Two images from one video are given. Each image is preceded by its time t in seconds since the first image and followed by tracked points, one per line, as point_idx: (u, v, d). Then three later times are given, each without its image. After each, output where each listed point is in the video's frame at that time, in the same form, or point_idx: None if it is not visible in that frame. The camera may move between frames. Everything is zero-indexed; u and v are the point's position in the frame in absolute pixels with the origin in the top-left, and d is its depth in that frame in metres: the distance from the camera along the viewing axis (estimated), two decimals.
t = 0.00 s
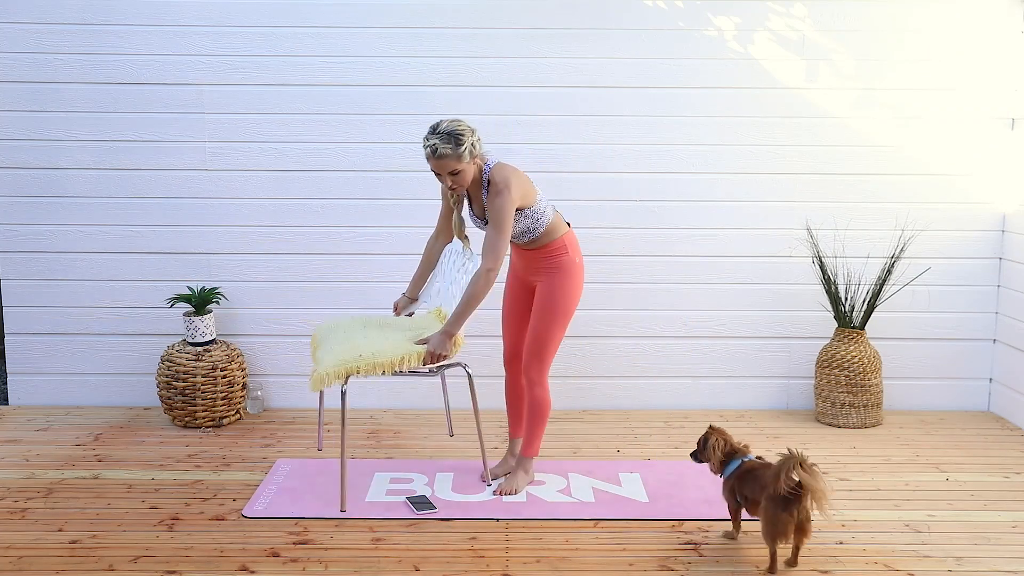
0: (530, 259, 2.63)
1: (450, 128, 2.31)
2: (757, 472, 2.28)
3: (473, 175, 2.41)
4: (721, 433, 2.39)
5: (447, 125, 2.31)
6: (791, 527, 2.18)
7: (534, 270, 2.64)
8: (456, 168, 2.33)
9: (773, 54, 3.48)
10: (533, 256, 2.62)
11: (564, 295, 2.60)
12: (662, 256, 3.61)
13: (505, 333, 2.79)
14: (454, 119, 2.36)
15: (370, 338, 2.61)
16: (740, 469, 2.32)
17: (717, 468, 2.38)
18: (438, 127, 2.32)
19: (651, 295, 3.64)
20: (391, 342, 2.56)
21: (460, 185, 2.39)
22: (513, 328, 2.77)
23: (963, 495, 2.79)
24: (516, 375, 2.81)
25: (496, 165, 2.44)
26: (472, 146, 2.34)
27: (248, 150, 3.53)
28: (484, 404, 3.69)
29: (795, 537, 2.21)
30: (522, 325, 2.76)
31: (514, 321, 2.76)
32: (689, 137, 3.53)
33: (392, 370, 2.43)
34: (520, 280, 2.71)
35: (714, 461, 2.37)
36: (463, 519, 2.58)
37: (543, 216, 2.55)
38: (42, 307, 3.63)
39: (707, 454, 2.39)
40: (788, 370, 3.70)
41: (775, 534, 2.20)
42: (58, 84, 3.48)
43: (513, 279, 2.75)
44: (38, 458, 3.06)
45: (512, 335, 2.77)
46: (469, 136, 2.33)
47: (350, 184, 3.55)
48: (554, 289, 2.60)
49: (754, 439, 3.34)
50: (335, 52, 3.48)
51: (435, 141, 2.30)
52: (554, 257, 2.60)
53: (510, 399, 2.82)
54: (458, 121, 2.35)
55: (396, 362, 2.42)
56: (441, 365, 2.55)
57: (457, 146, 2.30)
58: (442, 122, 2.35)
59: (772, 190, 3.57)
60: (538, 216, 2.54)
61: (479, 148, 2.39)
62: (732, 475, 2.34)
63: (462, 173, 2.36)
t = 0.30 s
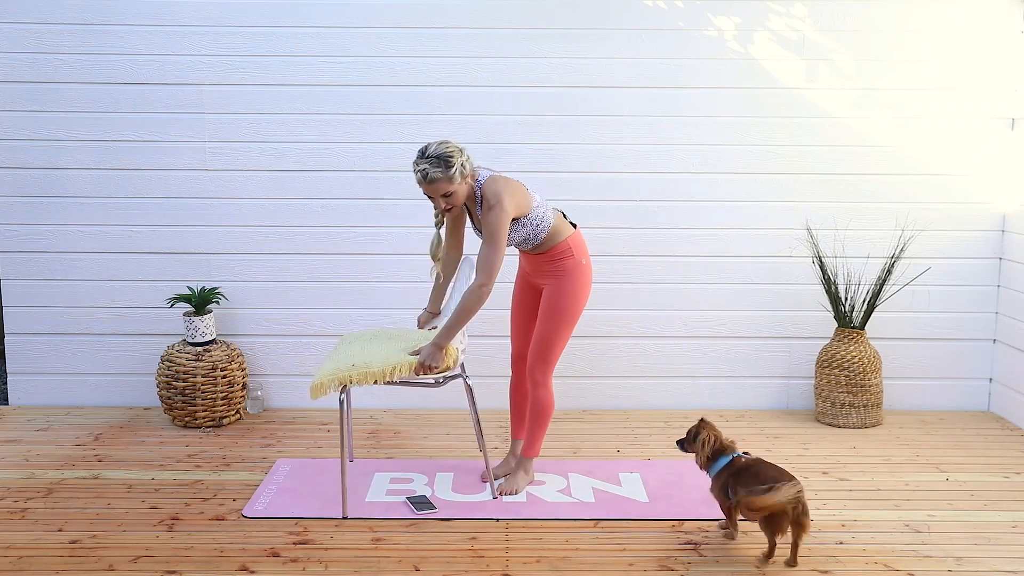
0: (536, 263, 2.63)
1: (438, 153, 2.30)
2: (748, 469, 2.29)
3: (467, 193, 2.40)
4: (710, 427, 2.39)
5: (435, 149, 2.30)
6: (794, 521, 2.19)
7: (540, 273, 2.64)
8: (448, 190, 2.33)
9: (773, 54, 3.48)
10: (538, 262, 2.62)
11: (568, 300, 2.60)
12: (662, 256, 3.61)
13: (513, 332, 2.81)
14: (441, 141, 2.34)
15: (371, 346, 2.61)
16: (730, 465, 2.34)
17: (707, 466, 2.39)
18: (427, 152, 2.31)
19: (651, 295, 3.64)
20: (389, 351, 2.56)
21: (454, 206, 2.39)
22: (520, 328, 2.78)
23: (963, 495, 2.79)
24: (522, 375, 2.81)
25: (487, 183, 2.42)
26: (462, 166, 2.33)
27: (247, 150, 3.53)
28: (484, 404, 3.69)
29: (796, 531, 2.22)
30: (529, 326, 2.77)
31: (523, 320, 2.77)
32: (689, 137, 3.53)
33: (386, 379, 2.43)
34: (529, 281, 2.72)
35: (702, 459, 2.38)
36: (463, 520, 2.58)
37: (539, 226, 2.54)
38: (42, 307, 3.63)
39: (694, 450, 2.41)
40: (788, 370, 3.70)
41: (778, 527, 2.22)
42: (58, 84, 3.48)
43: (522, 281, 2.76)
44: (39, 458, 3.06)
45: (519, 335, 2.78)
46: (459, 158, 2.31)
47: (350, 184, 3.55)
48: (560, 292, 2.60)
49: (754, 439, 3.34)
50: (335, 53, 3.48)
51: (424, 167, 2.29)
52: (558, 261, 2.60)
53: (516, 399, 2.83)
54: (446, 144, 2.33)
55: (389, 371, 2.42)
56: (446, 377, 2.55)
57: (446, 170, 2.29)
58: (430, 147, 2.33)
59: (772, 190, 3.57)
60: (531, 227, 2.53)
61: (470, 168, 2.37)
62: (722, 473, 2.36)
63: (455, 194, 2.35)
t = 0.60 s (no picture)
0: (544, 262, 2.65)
1: (463, 165, 2.31)
2: (745, 464, 2.31)
3: (488, 204, 2.42)
4: (705, 422, 2.40)
5: (459, 163, 2.31)
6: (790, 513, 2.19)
7: (548, 272, 2.66)
8: (475, 202, 2.34)
9: (773, 54, 3.48)
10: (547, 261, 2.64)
11: (579, 294, 2.62)
12: (662, 256, 3.61)
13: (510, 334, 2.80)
14: (460, 154, 2.35)
15: (387, 347, 2.63)
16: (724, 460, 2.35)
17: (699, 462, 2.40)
18: (451, 166, 2.31)
19: (650, 295, 3.64)
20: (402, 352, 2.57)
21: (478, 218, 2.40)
22: (519, 329, 2.78)
23: (963, 495, 2.79)
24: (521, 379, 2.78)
25: (506, 193, 2.44)
26: (485, 178, 2.35)
27: (247, 150, 3.53)
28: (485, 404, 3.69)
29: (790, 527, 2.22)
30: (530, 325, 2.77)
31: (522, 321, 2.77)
32: (689, 137, 3.53)
33: (394, 381, 2.45)
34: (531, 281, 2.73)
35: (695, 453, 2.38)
36: (463, 520, 2.58)
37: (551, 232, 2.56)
38: (42, 307, 3.63)
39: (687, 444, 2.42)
40: (788, 370, 3.70)
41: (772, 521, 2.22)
42: (58, 84, 3.48)
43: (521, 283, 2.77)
44: (39, 458, 3.06)
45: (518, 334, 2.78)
46: (482, 169, 2.33)
47: (350, 184, 3.55)
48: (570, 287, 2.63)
49: (754, 439, 3.34)
50: (335, 53, 3.48)
51: (452, 180, 2.28)
52: (569, 260, 2.63)
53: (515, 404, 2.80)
54: (467, 156, 2.34)
55: (398, 375, 2.43)
56: (455, 386, 2.55)
57: (473, 182, 2.30)
58: (451, 161, 2.33)
59: (772, 190, 3.57)
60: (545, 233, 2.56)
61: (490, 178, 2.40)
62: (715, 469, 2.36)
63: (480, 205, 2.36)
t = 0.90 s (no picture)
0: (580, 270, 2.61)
1: (513, 173, 2.25)
2: (739, 463, 2.32)
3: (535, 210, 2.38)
4: (699, 426, 2.39)
5: (509, 170, 2.25)
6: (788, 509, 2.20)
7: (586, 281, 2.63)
8: (526, 210, 2.28)
9: (773, 54, 3.48)
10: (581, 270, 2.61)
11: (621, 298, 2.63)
12: (662, 256, 3.61)
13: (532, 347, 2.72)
14: (506, 162, 2.29)
15: (388, 347, 2.63)
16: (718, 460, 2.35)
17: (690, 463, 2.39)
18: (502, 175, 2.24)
19: (650, 295, 3.64)
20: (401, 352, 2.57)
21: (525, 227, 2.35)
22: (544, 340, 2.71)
23: (963, 495, 2.79)
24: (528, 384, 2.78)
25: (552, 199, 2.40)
26: (534, 185, 2.29)
27: (248, 150, 3.53)
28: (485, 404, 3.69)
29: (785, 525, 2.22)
30: (558, 333, 2.73)
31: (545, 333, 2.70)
32: (689, 137, 3.53)
33: (393, 381, 2.45)
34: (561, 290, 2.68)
35: (688, 454, 2.37)
36: (463, 519, 2.58)
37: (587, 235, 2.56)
38: (42, 307, 3.63)
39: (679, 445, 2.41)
40: (788, 370, 3.70)
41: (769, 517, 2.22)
42: (59, 84, 3.48)
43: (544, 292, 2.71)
44: (39, 458, 3.06)
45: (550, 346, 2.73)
46: (531, 176, 2.28)
47: (350, 184, 3.55)
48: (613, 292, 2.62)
49: (754, 438, 3.34)
50: (335, 52, 3.48)
51: (503, 189, 2.22)
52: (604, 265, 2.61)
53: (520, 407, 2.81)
54: (513, 163, 2.28)
55: (398, 375, 2.44)
56: (455, 386, 2.55)
57: (525, 190, 2.24)
58: (499, 168, 2.27)
59: (772, 190, 3.57)
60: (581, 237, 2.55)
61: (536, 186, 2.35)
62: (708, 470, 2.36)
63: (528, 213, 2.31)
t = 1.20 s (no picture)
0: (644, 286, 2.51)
1: (596, 226, 2.15)
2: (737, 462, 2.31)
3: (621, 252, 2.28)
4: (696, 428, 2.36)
5: (591, 221, 2.15)
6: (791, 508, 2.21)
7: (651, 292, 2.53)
8: (596, 265, 2.18)
9: (773, 54, 3.48)
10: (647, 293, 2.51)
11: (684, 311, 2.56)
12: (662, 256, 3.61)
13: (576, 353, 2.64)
14: (595, 211, 2.18)
15: (388, 347, 2.63)
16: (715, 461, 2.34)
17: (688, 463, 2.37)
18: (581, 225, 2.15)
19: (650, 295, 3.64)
20: (402, 352, 2.57)
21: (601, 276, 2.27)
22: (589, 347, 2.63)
23: (963, 495, 2.79)
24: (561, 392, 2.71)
25: (642, 236, 2.31)
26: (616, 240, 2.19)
27: (248, 150, 3.53)
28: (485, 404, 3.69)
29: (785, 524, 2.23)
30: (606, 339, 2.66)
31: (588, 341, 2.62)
32: (689, 137, 3.54)
33: (393, 381, 2.45)
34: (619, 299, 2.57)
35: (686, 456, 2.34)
36: (463, 519, 2.58)
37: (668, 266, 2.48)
38: (42, 307, 3.62)
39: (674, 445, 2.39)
40: (788, 370, 3.70)
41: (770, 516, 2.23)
42: (59, 84, 3.48)
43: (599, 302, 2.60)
44: (39, 458, 3.06)
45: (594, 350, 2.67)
46: (614, 230, 2.17)
47: (350, 184, 3.55)
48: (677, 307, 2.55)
49: (755, 439, 3.34)
50: (336, 52, 3.48)
51: (577, 240, 2.14)
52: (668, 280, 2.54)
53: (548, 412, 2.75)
54: (601, 213, 2.18)
55: (398, 375, 2.44)
56: (455, 386, 2.55)
57: (602, 246, 2.14)
58: (583, 217, 2.18)
59: (771, 190, 3.57)
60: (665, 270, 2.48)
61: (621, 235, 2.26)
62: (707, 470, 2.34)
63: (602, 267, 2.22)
